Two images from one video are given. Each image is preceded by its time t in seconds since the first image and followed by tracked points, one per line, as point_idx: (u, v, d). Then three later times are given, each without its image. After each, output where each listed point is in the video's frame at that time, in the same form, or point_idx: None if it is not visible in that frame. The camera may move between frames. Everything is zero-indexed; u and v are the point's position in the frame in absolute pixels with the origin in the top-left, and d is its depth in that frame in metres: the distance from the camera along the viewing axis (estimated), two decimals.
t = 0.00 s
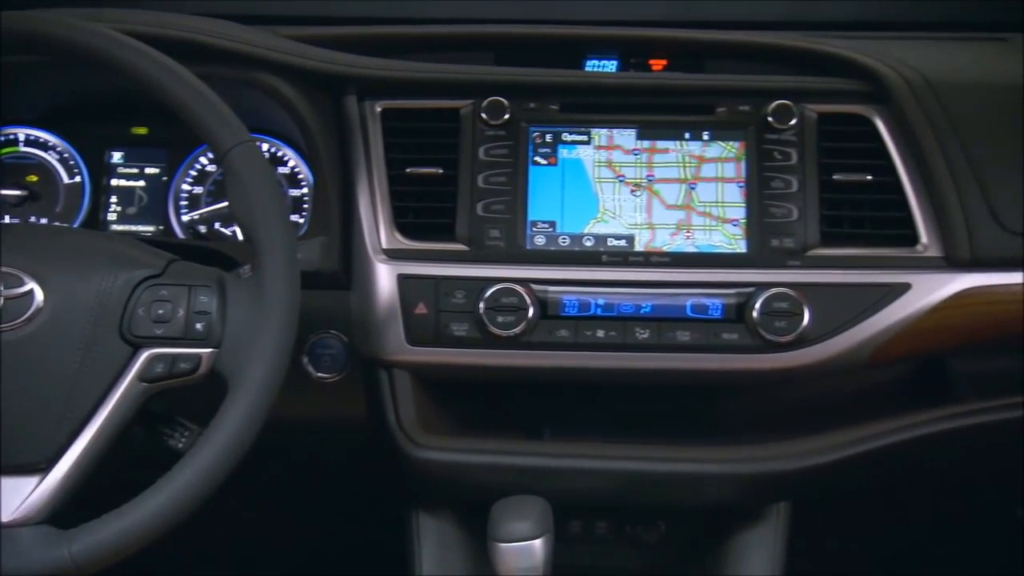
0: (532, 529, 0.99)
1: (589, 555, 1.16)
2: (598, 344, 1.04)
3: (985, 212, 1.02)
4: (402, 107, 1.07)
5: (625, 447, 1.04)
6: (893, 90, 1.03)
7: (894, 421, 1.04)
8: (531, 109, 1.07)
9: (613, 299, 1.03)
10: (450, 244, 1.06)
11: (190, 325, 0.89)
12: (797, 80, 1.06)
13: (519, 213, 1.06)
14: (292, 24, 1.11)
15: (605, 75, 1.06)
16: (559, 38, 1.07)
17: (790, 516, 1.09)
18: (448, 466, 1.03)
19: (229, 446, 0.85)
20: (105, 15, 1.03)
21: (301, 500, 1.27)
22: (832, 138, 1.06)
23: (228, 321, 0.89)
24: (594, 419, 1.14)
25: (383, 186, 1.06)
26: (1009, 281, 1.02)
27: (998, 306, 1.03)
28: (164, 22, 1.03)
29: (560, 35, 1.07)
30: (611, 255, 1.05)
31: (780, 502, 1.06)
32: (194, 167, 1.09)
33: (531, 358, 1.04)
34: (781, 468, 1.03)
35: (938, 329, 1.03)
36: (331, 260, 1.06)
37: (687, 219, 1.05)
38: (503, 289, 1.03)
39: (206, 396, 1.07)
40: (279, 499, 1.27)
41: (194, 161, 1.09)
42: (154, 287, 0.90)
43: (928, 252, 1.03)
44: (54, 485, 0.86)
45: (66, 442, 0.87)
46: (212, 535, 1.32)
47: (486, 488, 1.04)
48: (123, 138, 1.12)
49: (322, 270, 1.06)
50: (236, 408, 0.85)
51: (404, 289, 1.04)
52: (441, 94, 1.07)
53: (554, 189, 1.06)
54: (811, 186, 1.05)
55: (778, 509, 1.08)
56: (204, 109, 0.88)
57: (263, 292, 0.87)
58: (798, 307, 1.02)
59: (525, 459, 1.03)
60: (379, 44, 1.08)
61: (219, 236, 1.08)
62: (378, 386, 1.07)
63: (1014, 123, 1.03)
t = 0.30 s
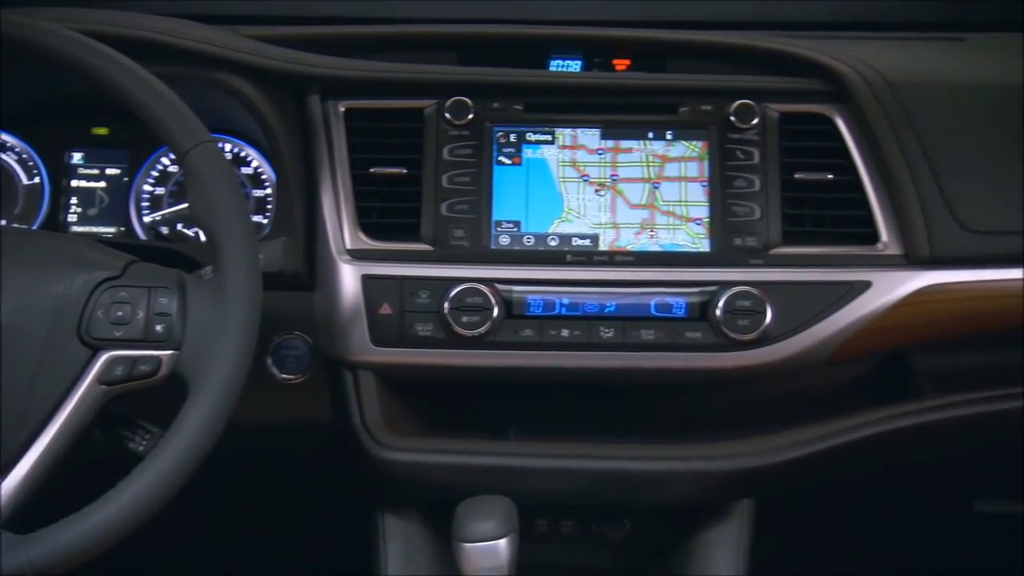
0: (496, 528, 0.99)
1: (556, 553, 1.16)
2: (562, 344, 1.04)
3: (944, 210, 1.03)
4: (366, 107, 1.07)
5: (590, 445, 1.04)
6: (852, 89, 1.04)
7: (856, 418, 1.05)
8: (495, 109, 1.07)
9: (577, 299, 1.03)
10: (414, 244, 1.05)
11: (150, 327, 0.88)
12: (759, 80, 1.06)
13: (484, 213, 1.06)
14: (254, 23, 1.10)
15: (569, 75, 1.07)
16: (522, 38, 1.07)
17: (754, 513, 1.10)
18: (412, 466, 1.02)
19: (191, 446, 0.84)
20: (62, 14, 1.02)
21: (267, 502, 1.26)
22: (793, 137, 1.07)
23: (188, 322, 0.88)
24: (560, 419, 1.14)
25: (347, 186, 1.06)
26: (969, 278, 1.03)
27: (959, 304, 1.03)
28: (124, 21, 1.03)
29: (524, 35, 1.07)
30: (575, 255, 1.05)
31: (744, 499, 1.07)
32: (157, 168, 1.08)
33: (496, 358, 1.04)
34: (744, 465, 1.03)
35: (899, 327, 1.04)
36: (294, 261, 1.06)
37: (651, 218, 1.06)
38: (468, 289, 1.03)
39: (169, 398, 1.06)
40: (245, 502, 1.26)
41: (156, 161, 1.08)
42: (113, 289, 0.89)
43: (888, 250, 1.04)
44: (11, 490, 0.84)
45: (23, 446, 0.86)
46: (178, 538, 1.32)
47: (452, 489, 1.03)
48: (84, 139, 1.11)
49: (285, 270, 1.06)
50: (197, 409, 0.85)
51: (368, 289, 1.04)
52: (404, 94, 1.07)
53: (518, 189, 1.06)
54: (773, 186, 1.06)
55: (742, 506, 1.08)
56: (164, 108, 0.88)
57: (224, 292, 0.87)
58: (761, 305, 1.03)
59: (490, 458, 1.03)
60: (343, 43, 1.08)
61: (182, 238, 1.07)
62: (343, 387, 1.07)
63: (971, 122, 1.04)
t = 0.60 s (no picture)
0: (463, 527, 0.99)
1: (523, 552, 1.16)
2: (528, 343, 1.04)
3: (905, 209, 1.04)
4: (329, 107, 1.07)
5: (556, 444, 1.04)
6: (814, 89, 1.05)
7: (820, 415, 1.05)
8: (459, 108, 1.07)
9: (543, 298, 1.03)
10: (379, 244, 1.05)
11: (110, 329, 0.87)
12: (722, 80, 1.07)
13: (449, 213, 1.06)
14: (216, 23, 1.09)
15: (533, 74, 1.06)
16: (487, 38, 1.07)
17: (719, 511, 1.10)
18: (377, 466, 1.02)
19: (151, 449, 0.83)
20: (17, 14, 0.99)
21: (234, 505, 1.26)
22: (756, 136, 1.07)
23: (149, 324, 0.87)
24: (526, 418, 1.14)
25: (311, 186, 1.05)
26: (931, 276, 1.04)
27: (921, 302, 1.04)
28: (82, 21, 1.01)
29: (487, 34, 1.07)
30: (541, 254, 1.05)
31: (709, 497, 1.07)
32: (118, 169, 1.07)
33: (461, 358, 1.04)
34: (710, 463, 1.03)
35: (862, 324, 1.04)
36: (258, 262, 1.05)
37: (616, 217, 1.06)
38: (433, 289, 1.03)
39: (131, 401, 1.06)
40: (211, 504, 1.26)
41: (118, 162, 1.07)
42: (72, 291, 0.88)
43: (850, 249, 1.05)
44: None
45: None
46: (144, 540, 1.31)
47: (417, 490, 1.03)
48: (44, 139, 1.10)
49: (248, 270, 1.05)
50: (157, 411, 0.84)
51: (333, 290, 1.03)
52: (368, 93, 1.07)
53: (484, 188, 1.06)
54: (736, 184, 1.06)
55: (708, 503, 1.09)
56: (123, 109, 0.87)
57: (186, 294, 0.86)
58: (725, 303, 1.03)
59: (456, 458, 1.02)
60: (306, 43, 1.07)
61: (145, 239, 1.06)
62: (308, 388, 1.06)
63: (932, 121, 1.05)
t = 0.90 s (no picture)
0: (428, 528, 0.99)
1: (488, 551, 1.17)
2: (492, 343, 1.04)
3: (865, 207, 1.05)
4: (292, 107, 1.06)
5: (520, 443, 1.04)
6: (775, 88, 1.05)
7: (782, 412, 1.06)
8: (423, 108, 1.07)
9: (507, 297, 1.03)
10: (342, 244, 1.05)
11: (67, 331, 0.87)
12: (685, 80, 1.07)
13: (413, 213, 1.06)
14: (177, 23, 1.08)
15: (497, 74, 1.06)
16: (450, 37, 1.07)
17: (684, 509, 1.10)
18: (341, 468, 1.01)
19: (110, 452, 0.82)
20: None
21: (198, 506, 1.25)
22: (719, 136, 1.08)
23: (107, 326, 0.87)
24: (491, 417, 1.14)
25: (274, 186, 1.05)
26: (892, 274, 1.05)
27: (881, 299, 1.05)
28: (41, 19, 1.01)
29: (450, 35, 1.07)
30: (505, 254, 1.05)
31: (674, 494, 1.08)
32: (78, 170, 1.06)
33: (426, 358, 1.04)
34: (674, 460, 1.04)
35: (823, 322, 1.05)
36: (221, 262, 1.05)
37: (580, 216, 1.06)
38: (398, 289, 1.03)
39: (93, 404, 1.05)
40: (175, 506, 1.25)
41: (77, 164, 1.06)
42: (28, 294, 0.87)
43: (811, 247, 1.06)
44: None
45: None
46: (108, 542, 1.30)
47: (382, 491, 1.03)
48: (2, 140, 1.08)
49: (210, 271, 1.05)
50: (116, 414, 0.83)
51: (296, 291, 1.03)
52: (331, 93, 1.06)
53: (448, 188, 1.06)
54: (699, 183, 1.07)
55: (672, 501, 1.09)
56: (80, 109, 0.86)
57: (145, 295, 0.85)
58: (688, 302, 1.04)
59: (420, 458, 1.02)
60: (267, 43, 1.07)
61: (105, 241, 1.05)
62: (271, 390, 1.06)
63: (891, 120, 1.06)
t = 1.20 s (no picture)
0: (393, 530, 1.00)
1: (456, 551, 1.17)
2: (459, 343, 1.03)
3: (829, 206, 1.06)
4: (255, 107, 1.06)
5: (487, 443, 1.04)
6: (739, 88, 1.06)
7: (748, 410, 1.07)
8: (389, 108, 1.07)
9: (474, 297, 1.03)
10: (308, 245, 1.04)
11: (27, 334, 0.87)
12: (650, 80, 1.08)
13: (379, 213, 1.05)
14: (139, 22, 1.08)
15: (462, 74, 1.06)
16: (415, 37, 1.07)
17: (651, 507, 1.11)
18: (307, 469, 1.01)
19: (73, 455, 0.81)
20: None
21: (165, 509, 1.24)
22: (684, 135, 1.08)
23: (67, 329, 0.86)
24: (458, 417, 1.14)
25: (239, 187, 1.04)
26: (856, 272, 1.05)
27: (845, 297, 1.06)
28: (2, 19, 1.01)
29: (416, 34, 1.07)
30: (472, 254, 1.05)
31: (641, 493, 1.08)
32: (39, 171, 1.05)
33: (392, 358, 1.04)
34: (642, 458, 1.04)
35: (788, 320, 1.06)
36: (184, 262, 1.04)
37: (546, 216, 1.06)
38: (363, 289, 1.02)
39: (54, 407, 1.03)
40: (142, 509, 1.24)
41: (38, 165, 1.05)
42: None
43: (776, 246, 1.06)
44: None
45: None
46: (75, 544, 1.29)
47: (348, 492, 1.02)
48: None
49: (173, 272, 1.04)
50: (78, 416, 0.82)
51: (261, 291, 1.02)
52: (296, 93, 1.06)
53: (414, 188, 1.06)
54: (664, 183, 1.07)
55: (639, 500, 1.10)
56: (38, 110, 0.85)
57: (106, 297, 0.85)
58: (654, 301, 1.04)
59: (385, 459, 1.01)
60: (230, 43, 1.06)
61: (66, 242, 1.04)
62: (236, 391, 1.05)
63: (854, 120, 1.07)
